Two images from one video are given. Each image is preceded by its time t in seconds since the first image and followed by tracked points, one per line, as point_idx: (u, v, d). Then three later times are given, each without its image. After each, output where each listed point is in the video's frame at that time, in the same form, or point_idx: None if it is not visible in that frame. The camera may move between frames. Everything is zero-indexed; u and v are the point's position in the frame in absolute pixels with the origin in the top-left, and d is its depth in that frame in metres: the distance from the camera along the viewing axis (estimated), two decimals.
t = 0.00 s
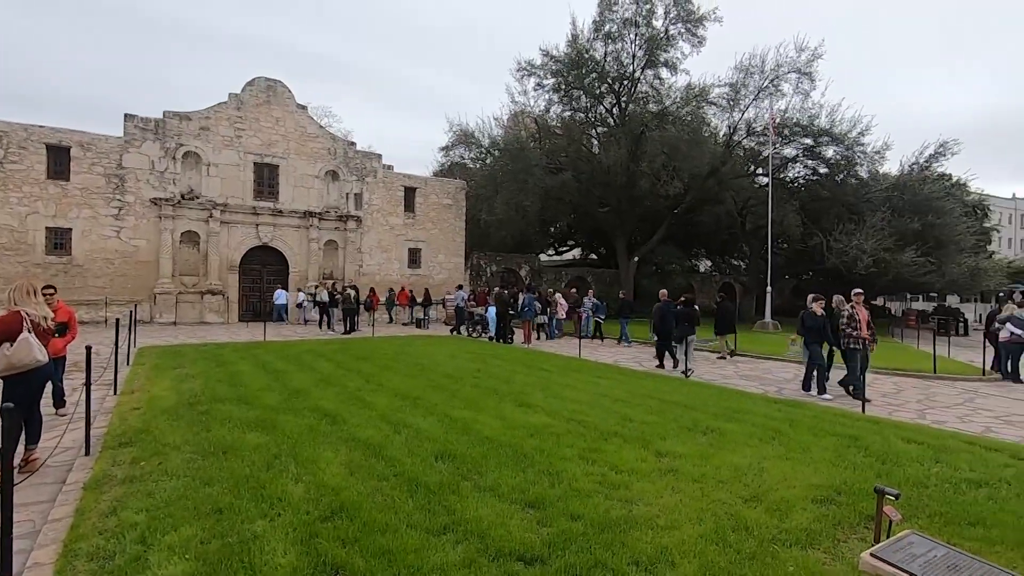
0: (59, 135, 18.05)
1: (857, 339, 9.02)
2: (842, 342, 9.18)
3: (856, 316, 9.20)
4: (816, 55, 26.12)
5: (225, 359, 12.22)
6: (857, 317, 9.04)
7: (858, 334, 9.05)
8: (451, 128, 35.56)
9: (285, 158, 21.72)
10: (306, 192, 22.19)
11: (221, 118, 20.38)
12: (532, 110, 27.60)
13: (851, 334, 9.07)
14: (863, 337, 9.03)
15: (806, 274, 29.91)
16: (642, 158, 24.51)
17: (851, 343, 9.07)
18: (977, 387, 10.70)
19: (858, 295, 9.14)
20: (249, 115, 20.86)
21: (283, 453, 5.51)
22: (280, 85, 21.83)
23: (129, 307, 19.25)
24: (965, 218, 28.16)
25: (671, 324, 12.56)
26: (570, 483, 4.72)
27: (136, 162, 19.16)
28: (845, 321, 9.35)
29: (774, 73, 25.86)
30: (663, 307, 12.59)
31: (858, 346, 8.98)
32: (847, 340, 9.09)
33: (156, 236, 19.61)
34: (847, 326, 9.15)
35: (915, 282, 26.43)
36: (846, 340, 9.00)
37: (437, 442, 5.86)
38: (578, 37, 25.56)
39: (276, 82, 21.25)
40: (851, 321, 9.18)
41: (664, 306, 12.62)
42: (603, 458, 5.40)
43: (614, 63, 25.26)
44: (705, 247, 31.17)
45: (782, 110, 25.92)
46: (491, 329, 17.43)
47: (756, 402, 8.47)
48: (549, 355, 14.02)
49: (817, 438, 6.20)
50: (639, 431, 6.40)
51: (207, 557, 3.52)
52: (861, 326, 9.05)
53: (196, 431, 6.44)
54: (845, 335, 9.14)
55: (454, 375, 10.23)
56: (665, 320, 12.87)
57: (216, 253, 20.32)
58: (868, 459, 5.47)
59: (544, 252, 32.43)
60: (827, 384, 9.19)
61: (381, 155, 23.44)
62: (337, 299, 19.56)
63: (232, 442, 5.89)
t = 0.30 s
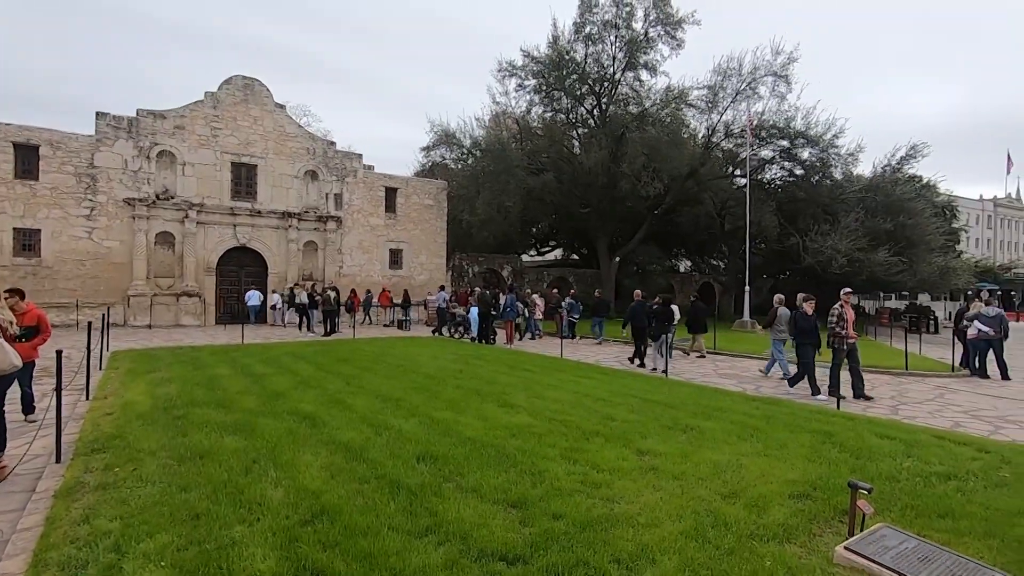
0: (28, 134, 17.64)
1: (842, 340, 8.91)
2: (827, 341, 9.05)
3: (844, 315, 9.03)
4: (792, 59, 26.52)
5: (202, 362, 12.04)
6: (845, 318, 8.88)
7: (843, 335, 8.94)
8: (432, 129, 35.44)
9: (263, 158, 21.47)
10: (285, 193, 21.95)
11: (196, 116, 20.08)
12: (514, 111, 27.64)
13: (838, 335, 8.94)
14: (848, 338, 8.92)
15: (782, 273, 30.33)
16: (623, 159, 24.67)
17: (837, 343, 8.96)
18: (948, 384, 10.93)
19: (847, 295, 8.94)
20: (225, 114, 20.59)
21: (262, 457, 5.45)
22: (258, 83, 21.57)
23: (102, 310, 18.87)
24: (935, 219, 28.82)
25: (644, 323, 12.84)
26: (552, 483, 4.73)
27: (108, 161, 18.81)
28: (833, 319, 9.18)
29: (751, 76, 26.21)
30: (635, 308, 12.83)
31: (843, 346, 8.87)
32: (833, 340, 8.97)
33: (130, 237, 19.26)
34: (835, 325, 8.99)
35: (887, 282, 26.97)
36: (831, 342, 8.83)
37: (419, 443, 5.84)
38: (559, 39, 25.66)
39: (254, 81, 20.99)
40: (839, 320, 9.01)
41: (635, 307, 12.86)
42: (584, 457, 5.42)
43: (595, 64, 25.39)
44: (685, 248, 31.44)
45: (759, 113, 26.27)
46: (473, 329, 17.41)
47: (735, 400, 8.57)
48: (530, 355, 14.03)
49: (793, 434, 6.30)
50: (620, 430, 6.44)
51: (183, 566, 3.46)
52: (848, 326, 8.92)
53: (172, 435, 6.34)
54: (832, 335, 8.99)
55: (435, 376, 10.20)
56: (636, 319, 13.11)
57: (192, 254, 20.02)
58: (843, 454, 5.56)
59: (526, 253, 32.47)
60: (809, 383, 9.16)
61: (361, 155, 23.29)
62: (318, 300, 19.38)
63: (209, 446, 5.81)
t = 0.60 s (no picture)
0: (10, 137, 17.41)
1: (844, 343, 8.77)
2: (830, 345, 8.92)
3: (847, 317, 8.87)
4: (776, 64, 26.80)
5: (188, 368, 11.93)
6: (846, 321, 8.73)
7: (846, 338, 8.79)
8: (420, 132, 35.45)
9: (250, 162, 21.35)
10: (272, 196, 21.83)
11: (181, 120, 19.92)
12: (502, 114, 27.71)
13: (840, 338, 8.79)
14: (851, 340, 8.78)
15: (769, 276, 30.59)
16: (611, 163, 24.78)
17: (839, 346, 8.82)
18: (931, 383, 11.07)
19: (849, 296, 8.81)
20: (211, 117, 20.45)
21: (250, 463, 5.42)
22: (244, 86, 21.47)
23: (85, 315, 18.65)
24: (916, 221, 29.23)
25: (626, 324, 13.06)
26: (542, 486, 4.74)
27: (91, 165, 18.61)
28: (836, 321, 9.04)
29: (736, 81, 26.45)
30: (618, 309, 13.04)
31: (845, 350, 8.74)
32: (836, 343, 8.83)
33: (113, 242, 19.06)
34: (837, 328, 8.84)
35: (871, 283, 27.30)
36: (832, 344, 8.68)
37: (408, 448, 5.83)
38: (547, 43, 25.75)
39: (240, 84, 20.89)
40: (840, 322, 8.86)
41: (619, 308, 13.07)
42: (575, 460, 5.44)
43: (582, 69, 25.53)
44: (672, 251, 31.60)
45: (744, 117, 26.51)
46: (462, 333, 17.40)
47: (722, 402, 8.64)
48: (519, 358, 14.04)
49: (780, 435, 6.37)
50: (609, 433, 6.47)
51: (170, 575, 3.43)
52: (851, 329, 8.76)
53: (158, 443, 6.28)
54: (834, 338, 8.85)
55: (424, 380, 10.18)
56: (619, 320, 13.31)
57: (177, 259, 19.84)
58: (829, 454, 5.63)
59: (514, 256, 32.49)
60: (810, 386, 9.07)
61: (349, 158, 23.22)
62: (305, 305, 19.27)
63: (196, 453, 5.76)
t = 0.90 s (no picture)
0: (23, 147, 17.62)
1: (874, 349, 8.50)
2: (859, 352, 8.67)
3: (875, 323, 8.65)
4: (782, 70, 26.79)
5: (198, 375, 11.98)
6: (874, 325, 8.47)
7: (875, 344, 8.49)
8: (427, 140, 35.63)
9: (259, 170, 21.50)
10: (280, 204, 21.96)
11: (192, 129, 20.11)
12: (508, 121, 27.83)
13: (869, 344, 8.53)
14: (881, 346, 8.45)
15: (777, 281, 30.43)
16: (617, 169, 24.78)
17: (869, 352, 8.55)
18: (942, 390, 10.98)
19: (877, 302, 8.71)
20: (221, 125, 20.63)
21: (263, 470, 5.44)
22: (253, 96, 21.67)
23: (96, 323, 18.78)
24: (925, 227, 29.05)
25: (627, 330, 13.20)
26: (554, 494, 4.72)
27: (103, 174, 18.80)
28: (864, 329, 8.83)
29: (742, 87, 26.46)
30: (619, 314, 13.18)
31: (875, 356, 8.43)
32: (865, 349, 8.57)
33: (124, 250, 19.21)
34: (865, 334, 8.62)
35: (880, 289, 27.11)
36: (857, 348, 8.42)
37: (419, 455, 5.84)
38: (552, 51, 25.87)
39: (249, 93, 21.09)
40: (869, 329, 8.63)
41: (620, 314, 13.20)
42: (586, 468, 5.42)
43: (588, 76, 25.62)
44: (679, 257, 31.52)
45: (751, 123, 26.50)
46: (469, 340, 17.41)
47: (733, 409, 8.59)
48: (527, 365, 14.02)
49: (793, 442, 6.33)
50: (620, 440, 6.45)
51: None
52: (879, 334, 8.47)
53: (170, 450, 6.32)
54: (862, 344, 8.61)
55: (433, 387, 10.18)
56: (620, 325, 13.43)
57: (187, 267, 19.97)
58: (843, 462, 5.58)
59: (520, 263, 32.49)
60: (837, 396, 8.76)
61: (357, 166, 23.36)
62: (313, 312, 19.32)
63: (209, 460, 5.78)
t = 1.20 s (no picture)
0: (68, 163, 18.28)
1: (935, 361, 7.84)
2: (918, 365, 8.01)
3: (934, 332, 8.02)
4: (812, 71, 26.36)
5: (233, 382, 12.20)
6: (934, 335, 7.86)
7: (936, 355, 7.86)
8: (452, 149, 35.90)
9: (290, 182, 21.92)
10: (309, 215, 22.33)
11: (226, 143, 20.62)
12: (532, 129, 27.92)
13: (928, 356, 7.88)
14: (943, 359, 7.83)
15: (809, 286, 29.79)
16: (642, 175, 24.59)
17: (929, 365, 7.89)
18: (986, 399, 10.61)
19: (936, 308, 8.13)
20: (254, 139, 21.12)
21: (299, 476, 5.52)
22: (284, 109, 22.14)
23: (135, 332, 19.29)
24: (965, 229, 28.20)
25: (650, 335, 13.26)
26: (587, 502, 4.69)
27: (142, 188, 19.37)
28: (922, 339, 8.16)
29: (770, 90, 26.14)
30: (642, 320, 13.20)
31: (935, 369, 7.82)
32: (924, 361, 7.92)
33: (161, 260, 19.73)
34: (924, 345, 7.98)
35: (918, 293, 26.37)
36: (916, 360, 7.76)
37: (452, 462, 5.86)
38: (576, 58, 25.93)
39: (280, 107, 21.56)
40: (929, 339, 7.99)
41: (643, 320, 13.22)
42: (620, 476, 5.37)
43: (612, 82, 25.59)
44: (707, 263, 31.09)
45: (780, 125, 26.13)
46: (496, 347, 17.41)
47: (767, 417, 8.43)
48: (555, 373, 13.96)
49: (832, 452, 6.17)
50: (653, 449, 6.38)
51: None
52: (940, 345, 7.86)
53: (209, 456, 6.44)
54: (920, 356, 7.96)
55: (462, 395, 10.20)
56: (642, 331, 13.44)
57: (221, 276, 20.42)
58: (886, 473, 5.41)
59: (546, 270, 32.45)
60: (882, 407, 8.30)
61: (384, 176, 23.66)
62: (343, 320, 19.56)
63: (246, 466, 5.89)
